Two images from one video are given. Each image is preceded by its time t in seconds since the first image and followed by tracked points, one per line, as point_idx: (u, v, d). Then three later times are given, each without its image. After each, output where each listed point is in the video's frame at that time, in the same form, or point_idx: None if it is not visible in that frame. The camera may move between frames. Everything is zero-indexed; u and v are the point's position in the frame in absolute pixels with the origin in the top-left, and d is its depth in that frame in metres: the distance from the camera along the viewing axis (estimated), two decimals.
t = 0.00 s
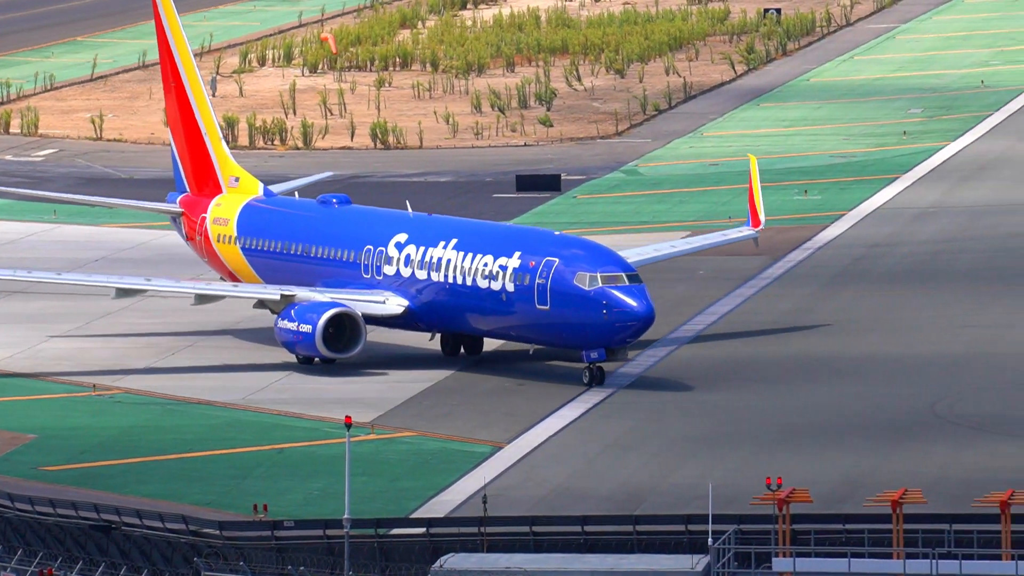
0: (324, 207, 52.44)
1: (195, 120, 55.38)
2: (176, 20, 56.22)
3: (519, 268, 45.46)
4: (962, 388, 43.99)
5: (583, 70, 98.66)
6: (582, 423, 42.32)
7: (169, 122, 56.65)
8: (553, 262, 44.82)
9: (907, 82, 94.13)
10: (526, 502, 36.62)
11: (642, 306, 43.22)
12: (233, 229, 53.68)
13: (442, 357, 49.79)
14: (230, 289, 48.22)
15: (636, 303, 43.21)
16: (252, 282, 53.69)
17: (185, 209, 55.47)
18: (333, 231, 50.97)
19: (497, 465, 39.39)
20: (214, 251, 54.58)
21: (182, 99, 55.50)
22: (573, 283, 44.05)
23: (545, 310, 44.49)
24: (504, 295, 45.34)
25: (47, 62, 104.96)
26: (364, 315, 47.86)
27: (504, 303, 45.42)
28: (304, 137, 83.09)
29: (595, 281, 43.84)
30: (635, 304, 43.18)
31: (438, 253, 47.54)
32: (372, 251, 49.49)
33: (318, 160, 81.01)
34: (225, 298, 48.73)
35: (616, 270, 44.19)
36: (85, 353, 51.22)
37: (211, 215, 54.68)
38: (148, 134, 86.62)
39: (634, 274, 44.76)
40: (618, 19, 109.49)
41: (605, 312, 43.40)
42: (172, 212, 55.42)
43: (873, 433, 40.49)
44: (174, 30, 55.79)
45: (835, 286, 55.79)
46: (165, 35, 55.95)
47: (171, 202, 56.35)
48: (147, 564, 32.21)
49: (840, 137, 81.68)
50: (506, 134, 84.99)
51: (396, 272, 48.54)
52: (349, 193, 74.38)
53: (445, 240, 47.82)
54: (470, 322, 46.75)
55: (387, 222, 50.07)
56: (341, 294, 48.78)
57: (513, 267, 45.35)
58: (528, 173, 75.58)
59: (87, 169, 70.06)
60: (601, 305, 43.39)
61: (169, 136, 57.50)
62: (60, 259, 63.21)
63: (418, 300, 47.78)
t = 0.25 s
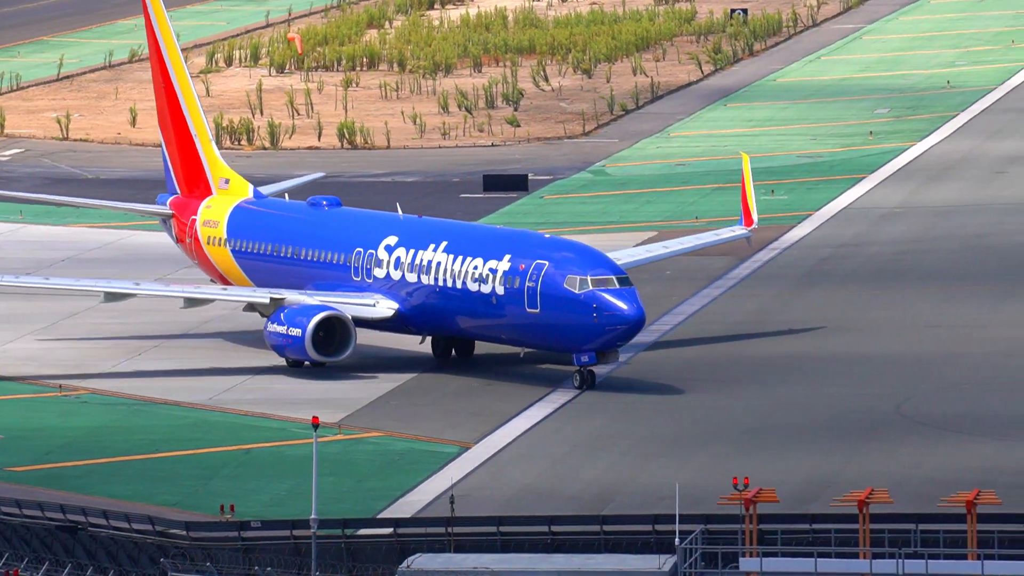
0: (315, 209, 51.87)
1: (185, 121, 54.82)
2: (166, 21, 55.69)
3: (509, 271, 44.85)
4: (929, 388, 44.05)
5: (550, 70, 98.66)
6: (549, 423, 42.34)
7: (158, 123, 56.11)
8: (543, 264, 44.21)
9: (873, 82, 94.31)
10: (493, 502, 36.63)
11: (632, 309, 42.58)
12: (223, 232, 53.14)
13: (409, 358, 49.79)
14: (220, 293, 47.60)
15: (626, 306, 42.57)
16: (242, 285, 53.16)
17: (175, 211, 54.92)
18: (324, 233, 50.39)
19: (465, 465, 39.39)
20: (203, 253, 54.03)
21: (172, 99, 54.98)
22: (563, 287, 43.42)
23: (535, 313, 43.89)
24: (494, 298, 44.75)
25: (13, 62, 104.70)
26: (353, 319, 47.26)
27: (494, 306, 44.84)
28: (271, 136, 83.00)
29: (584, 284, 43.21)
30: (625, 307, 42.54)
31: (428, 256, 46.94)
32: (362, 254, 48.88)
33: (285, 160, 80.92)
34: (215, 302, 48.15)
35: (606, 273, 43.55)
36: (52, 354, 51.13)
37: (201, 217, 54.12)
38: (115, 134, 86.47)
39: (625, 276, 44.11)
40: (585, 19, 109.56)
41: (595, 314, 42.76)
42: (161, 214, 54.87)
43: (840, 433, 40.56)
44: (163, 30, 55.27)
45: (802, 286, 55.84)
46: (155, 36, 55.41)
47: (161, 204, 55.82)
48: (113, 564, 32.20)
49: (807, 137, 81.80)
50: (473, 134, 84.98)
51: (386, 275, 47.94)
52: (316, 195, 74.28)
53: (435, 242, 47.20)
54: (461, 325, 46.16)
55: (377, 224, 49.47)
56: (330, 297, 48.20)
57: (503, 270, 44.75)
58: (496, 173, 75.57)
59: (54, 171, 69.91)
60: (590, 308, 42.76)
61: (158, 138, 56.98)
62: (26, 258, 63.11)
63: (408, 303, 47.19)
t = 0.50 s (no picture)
0: (304, 212, 51.64)
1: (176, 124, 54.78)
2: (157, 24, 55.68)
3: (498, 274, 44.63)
4: (894, 388, 44.16)
5: (516, 70, 98.72)
6: (516, 423, 42.38)
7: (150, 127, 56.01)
8: (532, 268, 44.00)
9: (839, 82, 94.49)
10: (459, 502, 36.66)
11: (621, 313, 42.37)
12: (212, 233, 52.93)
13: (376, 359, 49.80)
14: (208, 295, 47.32)
15: (615, 310, 42.36)
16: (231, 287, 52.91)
17: (165, 213, 54.73)
18: (313, 236, 50.14)
19: (432, 465, 39.41)
20: (193, 255, 53.80)
21: (163, 102, 54.92)
22: (553, 291, 43.21)
23: (524, 317, 43.68)
24: (483, 302, 44.53)
25: None
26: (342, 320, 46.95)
27: (483, 310, 44.63)
28: (237, 137, 82.91)
29: (574, 288, 43.00)
30: (614, 311, 42.33)
31: (417, 259, 46.70)
32: (351, 257, 48.60)
33: (250, 160, 80.84)
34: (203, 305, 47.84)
35: (595, 277, 43.35)
36: (17, 355, 51.05)
37: (190, 219, 53.92)
38: (80, 135, 86.31)
39: (614, 280, 43.91)
40: (552, 19, 109.64)
41: (584, 319, 42.56)
42: (151, 216, 54.67)
43: (805, 433, 40.65)
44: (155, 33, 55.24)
45: (769, 286, 55.93)
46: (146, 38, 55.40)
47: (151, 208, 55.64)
48: (78, 565, 32.11)
49: (773, 138, 81.94)
50: (439, 134, 84.98)
51: (375, 278, 47.69)
52: (283, 198, 74.24)
53: (424, 246, 46.96)
54: (451, 329, 45.93)
55: (367, 227, 49.22)
56: (319, 300, 47.93)
57: (492, 274, 44.52)
58: (462, 173, 75.58)
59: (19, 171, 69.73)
60: (580, 312, 42.55)
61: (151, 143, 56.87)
62: None
63: (398, 307, 46.95)
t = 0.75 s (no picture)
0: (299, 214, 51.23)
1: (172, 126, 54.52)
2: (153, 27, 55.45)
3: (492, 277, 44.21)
4: (866, 388, 44.17)
5: (488, 70, 98.75)
6: (487, 423, 42.38)
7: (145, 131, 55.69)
8: (526, 270, 43.59)
9: (810, 83, 94.60)
10: (431, 502, 36.63)
11: (616, 316, 41.97)
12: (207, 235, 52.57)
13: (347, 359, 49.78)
14: (202, 296, 46.92)
15: (610, 313, 41.96)
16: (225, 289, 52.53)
17: (160, 215, 54.33)
18: (307, 238, 49.67)
19: (403, 464, 39.40)
20: (187, 257, 53.38)
21: (159, 104, 54.65)
22: (547, 294, 42.80)
23: (518, 319, 43.25)
24: (477, 304, 44.11)
25: None
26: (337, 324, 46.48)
27: (478, 312, 44.19)
28: (208, 136, 82.84)
29: (568, 290, 42.59)
30: (609, 314, 41.93)
31: (411, 261, 46.26)
32: (345, 259, 48.10)
33: (222, 160, 80.76)
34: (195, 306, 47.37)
35: (590, 279, 42.95)
36: None
37: (184, 220, 53.53)
38: (51, 134, 86.17)
39: (609, 283, 43.51)
40: (524, 19, 109.69)
41: (578, 321, 42.15)
42: (146, 218, 54.29)
43: (776, 433, 40.68)
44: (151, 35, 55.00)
45: (742, 286, 55.94)
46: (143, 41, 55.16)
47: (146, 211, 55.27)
48: (49, 565, 32.01)
49: (745, 138, 82.00)
50: (411, 134, 84.95)
51: (369, 281, 47.21)
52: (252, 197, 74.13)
53: (418, 248, 46.52)
54: (445, 332, 45.48)
55: (361, 230, 48.76)
56: (313, 302, 47.43)
57: (486, 277, 44.11)
58: (433, 173, 75.56)
59: None
60: (574, 314, 42.14)
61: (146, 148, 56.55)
62: None
63: (392, 309, 46.49)
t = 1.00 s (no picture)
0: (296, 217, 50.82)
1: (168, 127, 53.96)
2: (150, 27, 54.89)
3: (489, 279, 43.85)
4: (841, 387, 44.17)
5: (463, 70, 98.65)
6: (462, 423, 42.33)
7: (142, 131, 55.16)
8: (523, 273, 43.24)
9: (785, 82, 94.63)
10: (405, 502, 36.60)
11: (614, 318, 41.63)
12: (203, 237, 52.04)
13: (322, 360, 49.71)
14: (198, 299, 46.49)
15: (608, 315, 41.62)
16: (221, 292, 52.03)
17: (158, 217, 53.84)
18: (304, 240, 49.24)
19: (378, 464, 39.35)
20: (184, 259, 52.87)
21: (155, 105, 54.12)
22: (544, 295, 42.45)
23: (515, 321, 42.88)
24: (474, 306, 43.74)
25: None
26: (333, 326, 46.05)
27: (475, 314, 43.81)
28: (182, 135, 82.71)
29: (566, 292, 42.25)
30: (606, 316, 41.58)
31: (408, 263, 45.87)
32: (343, 261, 47.68)
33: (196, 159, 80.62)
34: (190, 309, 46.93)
35: (587, 281, 42.61)
36: None
37: (182, 223, 53.01)
38: (25, 133, 85.98)
39: (606, 285, 43.18)
40: (498, 18, 109.64)
41: (575, 323, 41.80)
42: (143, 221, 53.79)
43: (752, 432, 40.67)
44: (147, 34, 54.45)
45: (716, 286, 55.93)
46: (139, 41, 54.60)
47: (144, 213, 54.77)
48: (23, 565, 31.94)
49: (720, 137, 82.00)
50: (386, 134, 84.84)
51: (366, 283, 46.79)
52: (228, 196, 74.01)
53: (415, 250, 46.14)
54: (442, 334, 45.09)
55: (358, 232, 48.34)
56: (309, 305, 46.99)
57: (483, 278, 43.75)
58: (408, 172, 75.50)
59: None
60: (571, 316, 41.79)
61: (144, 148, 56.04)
62: None
63: (389, 312, 46.07)
